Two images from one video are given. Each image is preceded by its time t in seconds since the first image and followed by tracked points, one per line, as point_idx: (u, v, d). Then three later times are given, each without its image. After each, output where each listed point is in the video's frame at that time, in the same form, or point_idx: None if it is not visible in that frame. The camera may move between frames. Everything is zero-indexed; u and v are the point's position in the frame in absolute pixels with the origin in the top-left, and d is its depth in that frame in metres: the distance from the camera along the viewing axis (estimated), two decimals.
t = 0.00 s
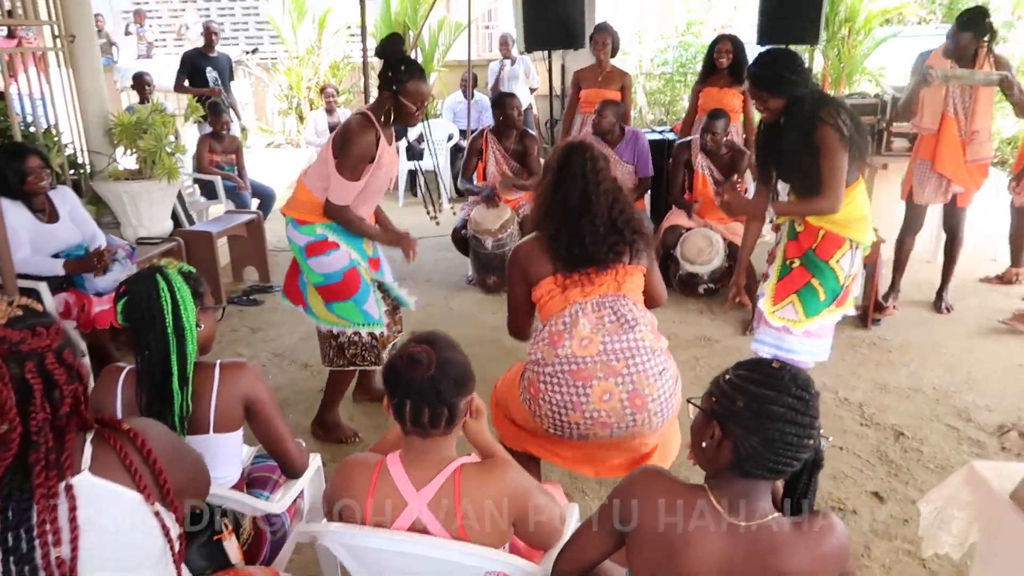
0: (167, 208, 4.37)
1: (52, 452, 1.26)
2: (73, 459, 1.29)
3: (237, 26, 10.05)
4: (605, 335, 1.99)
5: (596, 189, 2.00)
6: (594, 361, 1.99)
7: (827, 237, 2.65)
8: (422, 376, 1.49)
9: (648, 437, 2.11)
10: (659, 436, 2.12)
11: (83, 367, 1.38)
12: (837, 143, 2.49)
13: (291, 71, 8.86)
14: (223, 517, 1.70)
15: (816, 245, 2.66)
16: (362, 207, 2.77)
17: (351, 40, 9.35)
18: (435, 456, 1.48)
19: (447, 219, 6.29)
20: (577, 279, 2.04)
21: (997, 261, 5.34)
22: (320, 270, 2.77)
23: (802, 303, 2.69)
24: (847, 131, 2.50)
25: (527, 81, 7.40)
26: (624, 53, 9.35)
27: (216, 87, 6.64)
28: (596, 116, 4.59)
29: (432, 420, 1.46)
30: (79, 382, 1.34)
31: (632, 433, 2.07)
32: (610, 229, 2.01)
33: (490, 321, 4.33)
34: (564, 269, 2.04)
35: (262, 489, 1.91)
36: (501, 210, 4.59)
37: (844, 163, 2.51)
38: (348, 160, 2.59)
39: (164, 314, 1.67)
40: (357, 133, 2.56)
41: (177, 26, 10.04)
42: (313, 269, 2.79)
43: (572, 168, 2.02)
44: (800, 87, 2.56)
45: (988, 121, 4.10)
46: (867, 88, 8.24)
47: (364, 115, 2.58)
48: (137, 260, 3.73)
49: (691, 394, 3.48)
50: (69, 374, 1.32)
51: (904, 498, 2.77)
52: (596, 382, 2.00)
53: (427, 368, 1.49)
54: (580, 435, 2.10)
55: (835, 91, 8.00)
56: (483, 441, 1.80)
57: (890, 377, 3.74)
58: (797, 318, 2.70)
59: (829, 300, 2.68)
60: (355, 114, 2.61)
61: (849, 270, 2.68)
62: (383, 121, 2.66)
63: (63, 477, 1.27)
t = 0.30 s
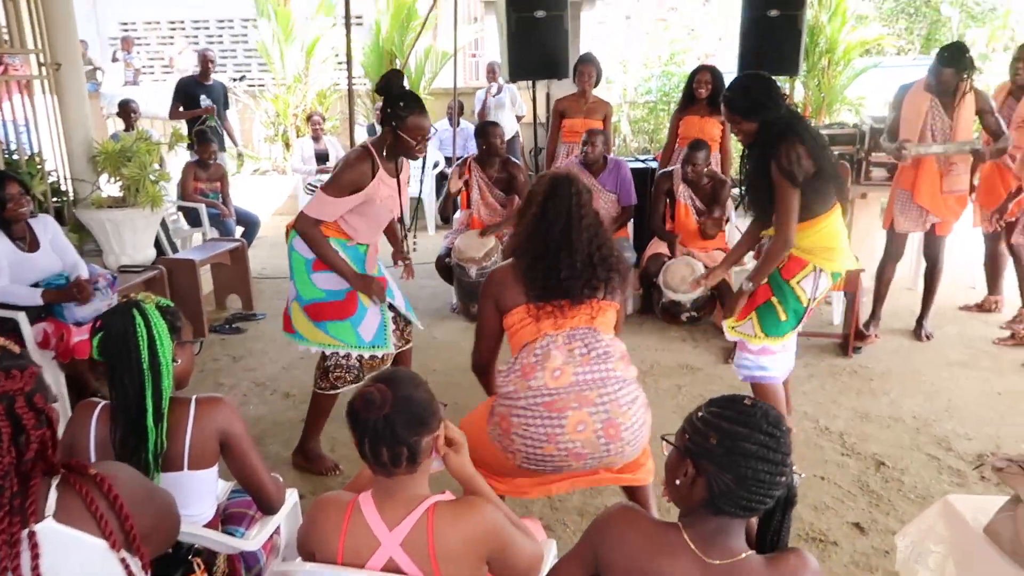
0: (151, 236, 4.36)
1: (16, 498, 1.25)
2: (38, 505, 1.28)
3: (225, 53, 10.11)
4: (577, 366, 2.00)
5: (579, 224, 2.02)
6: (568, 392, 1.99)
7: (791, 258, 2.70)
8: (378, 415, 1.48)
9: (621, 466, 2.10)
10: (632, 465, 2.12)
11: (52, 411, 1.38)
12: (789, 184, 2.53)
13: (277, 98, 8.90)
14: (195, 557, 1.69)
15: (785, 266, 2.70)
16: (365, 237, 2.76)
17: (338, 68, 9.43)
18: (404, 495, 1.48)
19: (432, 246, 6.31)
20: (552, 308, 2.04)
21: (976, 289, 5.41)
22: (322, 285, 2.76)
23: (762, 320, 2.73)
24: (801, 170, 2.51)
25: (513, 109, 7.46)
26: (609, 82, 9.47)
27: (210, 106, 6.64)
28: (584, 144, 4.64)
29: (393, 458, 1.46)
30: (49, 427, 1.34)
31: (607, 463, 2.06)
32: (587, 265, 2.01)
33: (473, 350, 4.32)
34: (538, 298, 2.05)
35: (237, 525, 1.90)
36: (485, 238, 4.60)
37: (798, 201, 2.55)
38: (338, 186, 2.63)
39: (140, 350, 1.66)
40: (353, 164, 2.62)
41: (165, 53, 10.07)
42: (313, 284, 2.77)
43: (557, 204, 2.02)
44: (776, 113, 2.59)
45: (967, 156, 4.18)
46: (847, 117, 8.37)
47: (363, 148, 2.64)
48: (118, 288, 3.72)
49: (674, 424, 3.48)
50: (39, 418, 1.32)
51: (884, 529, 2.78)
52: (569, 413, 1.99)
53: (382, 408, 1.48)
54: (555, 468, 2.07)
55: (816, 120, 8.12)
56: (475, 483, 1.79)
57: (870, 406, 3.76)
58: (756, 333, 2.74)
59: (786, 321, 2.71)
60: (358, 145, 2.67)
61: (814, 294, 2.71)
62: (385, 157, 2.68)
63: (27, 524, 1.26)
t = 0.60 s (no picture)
0: (127, 260, 4.32)
1: None
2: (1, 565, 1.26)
3: (207, 71, 10.10)
4: (535, 401, 1.97)
5: (567, 249, 2.03)
6: (517, 423, 1.96)
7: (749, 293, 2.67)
8: (353, 463, 1.48)
9: (543, 514, 2.07)
10: (556, 514, 2.09)
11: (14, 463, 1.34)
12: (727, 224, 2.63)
13: (259, 118, 8.92)
14: None
15: (742, 304, 2.70)
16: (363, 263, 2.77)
17: (319, 87, 9.44)
18: (378, 543, 1.47)
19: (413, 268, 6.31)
20: (522, 338, 2.01)
21: (951, 312, 5.48)
22: (323, 317, 2.74)
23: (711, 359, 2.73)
24: (740, 213, 2.61)
25: (495, 130, 7.49)
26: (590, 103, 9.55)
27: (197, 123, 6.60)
28: (566, 171, 4.64)
29: (367, 506, 1.45)
30: (13, 485, 1.30)
31: (530, 505, 2.03)
32: (573, 293, 2.02)
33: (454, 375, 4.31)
34: (516, 328, 2.00)
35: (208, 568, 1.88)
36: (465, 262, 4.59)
37: (745, 253, 2.66)
38: (337, 216, 2.62)
39: (111, 394, 1.64)
40: (351, 196, 2.61)
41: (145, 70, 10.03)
42: (315, 317, 2.76)
43: (540, 233, 2.02)
44: (752, 148, 2.60)
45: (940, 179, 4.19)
46: (825, 140, 8.49)
47: (364, 178, 2.63)
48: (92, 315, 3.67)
49: (653, 452, 3.47)
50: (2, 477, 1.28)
51: (860, 559, 2.79)
52: (510, 444, 1.97)
53: (356, 456, 1.48)
54: (477, 492, 2.04)
55: (794, 143, 8.24)
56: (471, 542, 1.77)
57: (848, 432, 3.78)
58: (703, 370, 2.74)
59: (728, 358, 2.65)
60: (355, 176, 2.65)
61: (753, 334, 2.60)
62: (386, 186, 2.66)
63: None
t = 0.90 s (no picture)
0: (104, 286, 4.29)
1: None
2: None
3: (188, 94, 10.08)
4: (520, 439, 1.97)
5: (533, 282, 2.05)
6: (502, 461, 1.97)
7: (728, 329, 2.73)
8: (330, 504, 1.49)
9: (536, 551, 2.07)
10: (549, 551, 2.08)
11: None
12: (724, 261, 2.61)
13: (240, 142, 8.91)
14: None
15: (720, 339, 2.73)
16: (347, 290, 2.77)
17: (301, 110, 9.47)
18: None
19: (395, 293, 6.31)
20: (505, 376, 2.02)
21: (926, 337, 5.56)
22: (284, 339, 2.72)
23: (700, 401, 2.76)
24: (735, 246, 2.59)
25: (477, 155, 7.53)
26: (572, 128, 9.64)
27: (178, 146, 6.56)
28: (545, 198, 4.66)
29: (341, 549, 1.49)
30: None
31: (522, 543, 2.03)
32: (543, 323, 2.02)
33: (433, 402, 4.31)
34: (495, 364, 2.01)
35: None
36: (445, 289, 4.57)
37: (738, 277, 2.65)
38: (325, 248, 2.58)
39: (83, 434, 1.63)
40: (330, 222, 2.59)
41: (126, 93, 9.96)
42: (276, 339, 2.74)
43: (508, 267, 2.03)
44: (734, 186, 2.65)
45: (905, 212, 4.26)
46: (802, 165, 8.61)
47: (339, 203, 2.62)
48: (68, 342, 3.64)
49: (632, 480, 3.48)
50: None
51: None
52: (497, 482, 1.97)
53: (335, 497, 1.49)
54: (467, 531, 2.04)
55: (771, 169, 8.36)
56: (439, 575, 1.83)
57: (825, 459, 3.81)
58: (695, 411, 2.77)
59: (720, 396, 2.69)
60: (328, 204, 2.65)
61: (743, 367, 2.66)
62: (360, 211, 2.69)
63: None
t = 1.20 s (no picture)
0: (68, 303, 4.22)
1: None
2: None
3: (159, 107, 9.97)
4: (541, 456, 1.94)
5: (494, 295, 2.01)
6: (535, 483, 1.92)
7: (721, 339, 2.73)
8: (301, 531, 1.47)
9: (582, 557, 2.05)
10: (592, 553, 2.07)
11: None
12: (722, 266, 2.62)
13: (211, 156, 8.84)
14: None
15: (714, 348, 2.73)
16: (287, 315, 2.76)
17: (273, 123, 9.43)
18: None
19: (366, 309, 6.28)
20: (495, 395, 1.99)
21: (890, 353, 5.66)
22: (233, 373, 2.66)
23: (695, 407, 2.72)
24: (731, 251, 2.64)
25: (451, 170, 7.54)
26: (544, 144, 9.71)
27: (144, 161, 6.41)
28: (516, 214, 4.69)
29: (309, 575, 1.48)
30: None
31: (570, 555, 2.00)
32: (494, 338, 1.97)
33: (404, 419, 4.28)
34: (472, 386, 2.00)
35: None
36: (416, 305, 4.61)
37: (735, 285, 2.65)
38: (262, 273, 2.58)
39: (39, 459, 1.59)
40: (268, 245, 2.59)
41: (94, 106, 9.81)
42: (223, 375, 2.68)
43: (468, 280, 1.98)
44: (707, 197, 2.71)
45: (868, 225, 4.35)
46: (771, 182, 8.75)
47: (277, 227, 2.62)
48: (30, 361, 3.57)
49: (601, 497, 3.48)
50: None
51: None
52: (536, 505, 1.92)
53: (307, 522, 1.48)
54: (516, 563, 1.97)
55: (741, 186, 8.47)
56: None
57: (792, 475, 3.85)
58: (690, 420, 2.72)
59: (721, 403, 2.70)
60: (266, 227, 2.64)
61: (744, 375, 2.69)
62: (297, 235, 2.69)
63: None
